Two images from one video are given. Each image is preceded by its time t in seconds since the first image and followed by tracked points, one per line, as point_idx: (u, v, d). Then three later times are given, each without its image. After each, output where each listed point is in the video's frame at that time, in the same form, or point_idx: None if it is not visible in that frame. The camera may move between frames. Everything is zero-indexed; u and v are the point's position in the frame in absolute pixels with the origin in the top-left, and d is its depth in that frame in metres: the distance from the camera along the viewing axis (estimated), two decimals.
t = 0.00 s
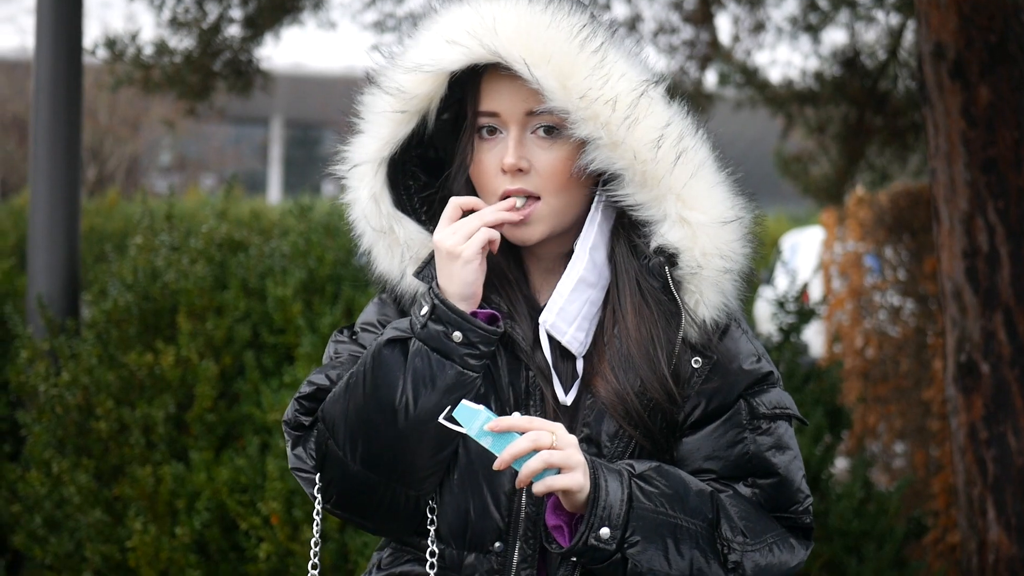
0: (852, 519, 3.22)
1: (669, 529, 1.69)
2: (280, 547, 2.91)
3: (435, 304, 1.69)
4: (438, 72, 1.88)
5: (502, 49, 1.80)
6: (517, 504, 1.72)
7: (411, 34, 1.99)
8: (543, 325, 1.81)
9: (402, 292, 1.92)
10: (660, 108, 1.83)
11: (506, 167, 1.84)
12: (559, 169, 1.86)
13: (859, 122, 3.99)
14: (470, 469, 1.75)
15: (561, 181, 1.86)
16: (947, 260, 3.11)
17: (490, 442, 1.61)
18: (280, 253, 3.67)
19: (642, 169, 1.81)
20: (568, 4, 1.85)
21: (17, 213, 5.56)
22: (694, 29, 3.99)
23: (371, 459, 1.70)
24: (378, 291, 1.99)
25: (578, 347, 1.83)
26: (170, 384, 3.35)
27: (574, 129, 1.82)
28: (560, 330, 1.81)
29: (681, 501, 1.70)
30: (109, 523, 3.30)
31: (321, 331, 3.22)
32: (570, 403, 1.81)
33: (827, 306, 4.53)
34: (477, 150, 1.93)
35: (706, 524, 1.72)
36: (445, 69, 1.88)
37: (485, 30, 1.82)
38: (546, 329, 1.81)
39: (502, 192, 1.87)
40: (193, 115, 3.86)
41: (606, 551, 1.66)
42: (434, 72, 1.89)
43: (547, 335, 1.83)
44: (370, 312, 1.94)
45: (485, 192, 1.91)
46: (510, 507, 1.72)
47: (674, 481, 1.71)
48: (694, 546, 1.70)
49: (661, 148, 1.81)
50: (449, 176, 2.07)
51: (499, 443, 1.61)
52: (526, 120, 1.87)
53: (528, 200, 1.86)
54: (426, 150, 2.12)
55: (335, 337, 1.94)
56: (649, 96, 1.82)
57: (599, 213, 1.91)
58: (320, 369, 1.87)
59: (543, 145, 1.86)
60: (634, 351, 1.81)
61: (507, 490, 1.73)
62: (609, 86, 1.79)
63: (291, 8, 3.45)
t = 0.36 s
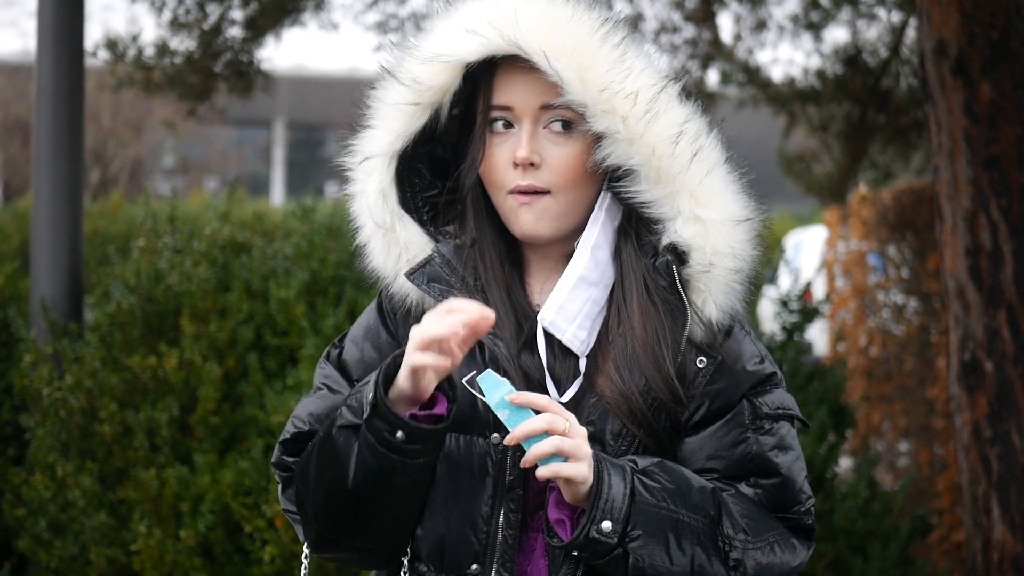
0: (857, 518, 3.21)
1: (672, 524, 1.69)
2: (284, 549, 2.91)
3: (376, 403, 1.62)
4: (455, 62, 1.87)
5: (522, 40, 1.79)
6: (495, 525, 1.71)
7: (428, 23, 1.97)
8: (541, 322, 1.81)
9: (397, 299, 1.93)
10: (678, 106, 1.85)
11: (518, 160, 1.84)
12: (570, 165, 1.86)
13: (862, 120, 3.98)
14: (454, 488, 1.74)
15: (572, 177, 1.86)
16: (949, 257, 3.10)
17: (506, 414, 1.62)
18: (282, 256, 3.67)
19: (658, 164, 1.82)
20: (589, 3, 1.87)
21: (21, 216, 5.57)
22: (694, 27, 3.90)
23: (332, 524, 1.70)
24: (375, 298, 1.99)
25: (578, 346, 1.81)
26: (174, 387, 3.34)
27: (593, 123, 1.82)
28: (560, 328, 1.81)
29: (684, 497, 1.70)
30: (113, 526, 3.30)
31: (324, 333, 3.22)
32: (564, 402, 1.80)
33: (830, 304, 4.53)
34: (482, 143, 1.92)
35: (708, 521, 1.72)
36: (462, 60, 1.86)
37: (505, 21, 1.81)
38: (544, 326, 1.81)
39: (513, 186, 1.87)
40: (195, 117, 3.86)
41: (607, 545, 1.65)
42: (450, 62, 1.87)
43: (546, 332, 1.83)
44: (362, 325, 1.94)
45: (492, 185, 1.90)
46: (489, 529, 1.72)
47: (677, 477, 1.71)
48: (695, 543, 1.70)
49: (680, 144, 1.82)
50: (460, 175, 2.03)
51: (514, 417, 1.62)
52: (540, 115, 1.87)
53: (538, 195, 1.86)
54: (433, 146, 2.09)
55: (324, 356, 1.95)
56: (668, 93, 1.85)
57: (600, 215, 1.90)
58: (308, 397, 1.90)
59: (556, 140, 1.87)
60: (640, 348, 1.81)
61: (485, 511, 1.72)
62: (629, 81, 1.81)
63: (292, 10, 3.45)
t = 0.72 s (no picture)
0: (861, 519, 3.21)
1: (674, 526, 1.69)
2: (290, 551, 2.92)
3: (386, 448, 1.67)
4: (469, 62, 1.86)
5: (536, 39, 1.79)
6: (485, 539, 1.73)
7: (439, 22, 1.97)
8: (558, 321, 1.81)
9: (398, 305, 1.94)
10: (691, 108, 1.85)
11: (529, 162, 1.85)
12: (580, 168, 1.87)
13: (864, 121, 3.98)
14: (449, 504, 1.76)
15: (581, 180, 1.87)
16: (952, 258, 3.10)
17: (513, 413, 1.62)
18: (285, 260, 3.67)
19: (669, 166, 1.83)
20: (605, 5, 1.87)
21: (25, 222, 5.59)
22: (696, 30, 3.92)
23: (337, 549, 1.76)
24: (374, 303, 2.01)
25: (588, 346, 1.82)
26: (178, 391, 3.35)
27: (606, 122, 1.83)
28: (574, 328, 1.81)
29: (686, 499, 1.70)
30: (119, 530, 3.31)
31: (328, 337, 3.22)
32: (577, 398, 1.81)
33: (834, 305, 4.53)
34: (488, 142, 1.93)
35: (711, 522, 1.72)
36: (476, 59, 1.86)
37: (520, 20, 1.81)
38: (561, 325, 1.80)
39: (522, 187, 1.87)
40: (197, 121, 3.86)
41: (609, 547, 1.66)
42: (464, 63, 1.87)
43: (559, 331, 1.82)
44: (360, 331, 1.96)
45: (499, 186, 1.90)
46: (478, 541, 1.74)
47: (679, 478, 1.71)
48: (698, 543, 1.70)
49: (692, 145, 1.83)
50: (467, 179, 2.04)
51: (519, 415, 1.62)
52: (551, 116, 1.87)
53: (547, 196, 1.86)
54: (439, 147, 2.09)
55: (324, 365, 1.97)
56: (682, 95, 1.85)
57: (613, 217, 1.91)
58: (306, 409, 1.92)
59: (567, 143, 1.87)
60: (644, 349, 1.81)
61: (476, 523, 1.74)
62: (644, 83, 1.82)
63: (294, 14, 3.46)
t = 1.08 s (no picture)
0: (864, 525, 3.21)
1: (683, 536, 1.68)
2: (292, 558, 2.92)
3: (416, 469, 1.67)
4: (485, 68, 1.85)
5: (554, 45, 1.79)
6: (496, 548, 1.75)
7: (452, 26, 1.96)
8: (562, 327, 1.80)
9: (403, 313, 1.93)
10: (704, 118, 1.86)
11: (543, 167, 1.83)
12: (592, 175, 1.86)
13: (866, 127, 3.98)
14: (460, 515, 1.76)
15: (593, 187, 1.86)
16: (954, 262, 3.09)
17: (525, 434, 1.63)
18: (288, 266, 3.67)
19: (681, 174, 1.83)
20: (619, 12, 1.87)
21: (29, 229, 5.59)
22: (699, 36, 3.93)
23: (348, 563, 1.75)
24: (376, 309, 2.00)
25: (592, 353, 1.81)
26: (181, 399, 3.35)
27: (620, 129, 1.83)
28: (578, 334, 1.80)
29: (694, 508, 1.70)
30: (122, 537, 3.31)
31: (330, 344, 3.22)
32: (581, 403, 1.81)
33: (837, 311, 4.54)
34: (495, 148, 1.92)
35: (719, 530, 1.72)
36: (492, 65, 1.84)
37: (537, 27, 1.80)
38: (564, 332, 1.80)
39: (534, 191, 1.85)
40: (201, 129, 3.87)
41: (619, 558, 1.65)
42: (481, 68, 1.86)
43: (562, 337, 1.82)
44: (361, 337, 1.95)
45: (507, 190, 1.89)
46: (491, 550, 1.75)
47: (686, 488, 1.71)
48: (708, 553, 1.70)
49: (704, 154, 1.83)
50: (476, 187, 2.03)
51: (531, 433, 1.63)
52: (563, 123, 1.87)
53: (560, 200, 1.85)
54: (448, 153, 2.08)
55: (324, 372, 1.96)
56: (697, 105, 1.86)
57: (617, 223, 1.90)
58: (308, 416, 1.93)
59: (579, 149, 1.86)
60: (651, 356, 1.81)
61: (489, 532, 1.75)
62: (660, 91, 1.82)
63: (298, 21, 3.46)
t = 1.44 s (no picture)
0: (858, 547, 3.20)
1: (677, 558, 1.68)
2: None
3: (420, 500, 1.66)
4: (479, 103, 1.85)
5: (549, 82, 1.78)
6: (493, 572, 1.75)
7: (445, 57, 1.95)
8: (564, 356, 1.79)
9: (399, 339, 1.93)
10: (703, 151, 1.85)
11: (537, 203, 1.84)
12: (586, 209, 1.87)
13: (861, 148, 3.99)
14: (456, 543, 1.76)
15: (587, 220, 1.87)
16: (947, 286, 3.08)
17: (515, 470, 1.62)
18: (283, 287, 3.67)
19: (679, 207, 1.83)
20: (615, 46, 1.86)
21: (25, 248, 5.59)
22: (694, 57, 3.94)
23: None
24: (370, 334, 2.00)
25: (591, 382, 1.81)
26: (175, 419, 3.34)
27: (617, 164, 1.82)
28: (579, 363, 1.80)
29: (688, 531, 1.69)
30: (114, 558, 3.30)
31: (324, 365, 3.21)
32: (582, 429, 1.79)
33: (831, 332, 4.54)
34: (491, 177, 1.92)
35: (713, 553, 1.71)
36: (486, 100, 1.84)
37: (532, 62, 1.80)
38: (567, 360, 1.79)
39: (528, 226, 1.86)
40: (197, 149, 3.87)
41: None
42: (473, 103, 1.85)
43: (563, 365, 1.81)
44: (356, 361, 1.95)
45: (503, 222, 1.89)
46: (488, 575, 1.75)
47: (680, 511, 1.70)
48: None
49: (704, 187, 1.83)
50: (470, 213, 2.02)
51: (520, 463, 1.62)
52: (557, 156, 1.87)
53: (554, 236, 1.86)
54: (442, 180, 2.08)
55: (319, 397, 1.96)
56: (694, 138, 1.85)
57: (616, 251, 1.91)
58: (301, 441, 1.91)
59: (573, 183, 1.87)
60: (646, 384, 1.80)
61: (485, 557, 1.76)
62: (657, 126, 1.81)
63: (294, 42, 3.46)
